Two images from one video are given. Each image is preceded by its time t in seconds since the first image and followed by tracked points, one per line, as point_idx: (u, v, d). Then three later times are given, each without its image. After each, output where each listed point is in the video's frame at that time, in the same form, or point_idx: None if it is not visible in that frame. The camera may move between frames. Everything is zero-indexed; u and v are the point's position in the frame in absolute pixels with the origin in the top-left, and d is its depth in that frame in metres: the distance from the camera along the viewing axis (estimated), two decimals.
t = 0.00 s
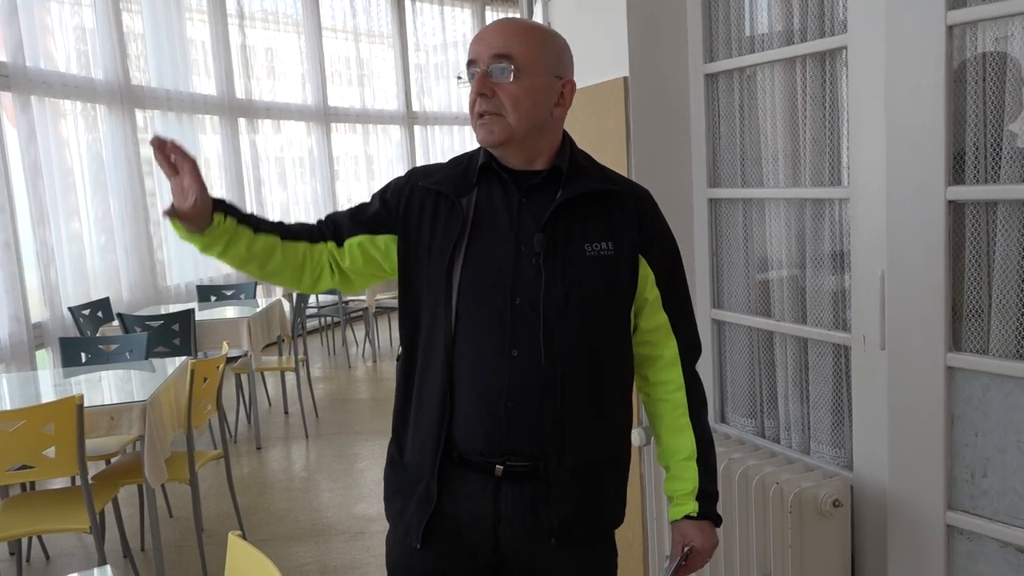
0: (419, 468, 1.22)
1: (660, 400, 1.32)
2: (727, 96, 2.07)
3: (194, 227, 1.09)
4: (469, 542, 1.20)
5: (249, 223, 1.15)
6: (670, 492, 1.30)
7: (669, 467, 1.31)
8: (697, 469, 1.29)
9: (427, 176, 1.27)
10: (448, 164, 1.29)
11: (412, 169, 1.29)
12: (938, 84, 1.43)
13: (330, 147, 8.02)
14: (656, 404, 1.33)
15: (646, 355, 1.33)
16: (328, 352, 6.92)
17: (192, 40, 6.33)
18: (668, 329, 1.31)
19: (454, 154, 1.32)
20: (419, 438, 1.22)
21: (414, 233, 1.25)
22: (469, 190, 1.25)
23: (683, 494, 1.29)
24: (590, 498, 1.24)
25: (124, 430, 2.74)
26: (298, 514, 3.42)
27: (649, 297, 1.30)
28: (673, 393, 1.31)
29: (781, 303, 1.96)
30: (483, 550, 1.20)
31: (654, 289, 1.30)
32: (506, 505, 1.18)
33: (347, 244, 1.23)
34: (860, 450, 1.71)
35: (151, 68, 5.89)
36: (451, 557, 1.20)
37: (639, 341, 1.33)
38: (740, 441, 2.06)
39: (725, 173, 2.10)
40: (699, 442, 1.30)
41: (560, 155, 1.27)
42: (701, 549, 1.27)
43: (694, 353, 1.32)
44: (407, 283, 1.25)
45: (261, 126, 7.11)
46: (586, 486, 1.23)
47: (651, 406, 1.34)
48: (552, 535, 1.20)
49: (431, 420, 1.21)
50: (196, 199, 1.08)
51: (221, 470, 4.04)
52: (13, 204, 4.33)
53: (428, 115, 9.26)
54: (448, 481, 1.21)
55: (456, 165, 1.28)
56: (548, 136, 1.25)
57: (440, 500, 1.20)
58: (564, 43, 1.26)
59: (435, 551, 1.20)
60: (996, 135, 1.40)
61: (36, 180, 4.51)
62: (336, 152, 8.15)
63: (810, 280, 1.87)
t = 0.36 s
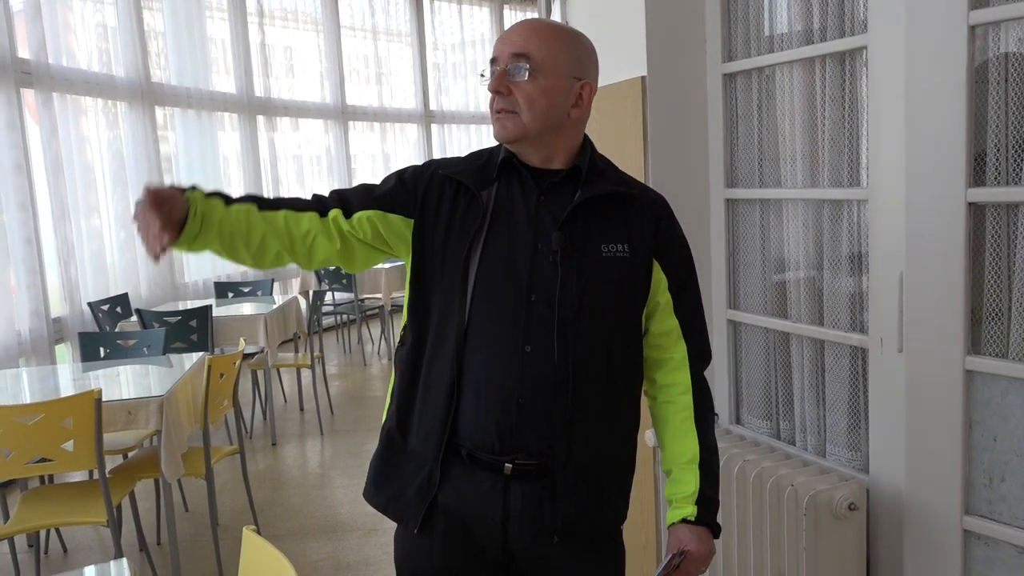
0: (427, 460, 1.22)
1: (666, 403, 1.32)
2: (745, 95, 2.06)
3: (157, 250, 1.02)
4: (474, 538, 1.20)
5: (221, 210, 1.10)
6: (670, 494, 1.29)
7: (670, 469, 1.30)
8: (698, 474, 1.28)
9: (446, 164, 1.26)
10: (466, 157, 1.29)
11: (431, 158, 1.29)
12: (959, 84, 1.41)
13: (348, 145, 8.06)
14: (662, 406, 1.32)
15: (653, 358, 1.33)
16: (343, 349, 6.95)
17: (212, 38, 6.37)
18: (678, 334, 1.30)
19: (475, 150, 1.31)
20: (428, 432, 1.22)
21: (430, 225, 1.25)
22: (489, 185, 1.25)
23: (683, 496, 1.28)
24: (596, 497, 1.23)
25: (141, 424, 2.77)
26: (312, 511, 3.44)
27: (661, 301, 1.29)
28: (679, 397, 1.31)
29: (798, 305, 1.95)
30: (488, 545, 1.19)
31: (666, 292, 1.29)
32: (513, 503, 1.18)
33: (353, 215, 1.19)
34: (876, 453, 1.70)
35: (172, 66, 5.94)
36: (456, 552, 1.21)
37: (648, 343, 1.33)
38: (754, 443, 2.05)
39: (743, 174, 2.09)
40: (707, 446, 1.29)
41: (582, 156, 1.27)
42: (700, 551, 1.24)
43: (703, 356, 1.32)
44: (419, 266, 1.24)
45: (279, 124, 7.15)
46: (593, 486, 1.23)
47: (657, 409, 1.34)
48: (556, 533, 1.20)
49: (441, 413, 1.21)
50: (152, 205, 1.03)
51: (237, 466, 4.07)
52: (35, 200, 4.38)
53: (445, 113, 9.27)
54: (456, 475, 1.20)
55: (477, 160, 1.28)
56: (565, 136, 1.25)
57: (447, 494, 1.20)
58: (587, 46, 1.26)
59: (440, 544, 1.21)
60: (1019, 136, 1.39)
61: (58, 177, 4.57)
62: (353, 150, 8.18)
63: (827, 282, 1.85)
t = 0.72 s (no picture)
0: (431, 467, 1.22)
1: (671, 401, 1.32)
2: (749, 99, 2.06)
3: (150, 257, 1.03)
4: (480, 540, 1.20)
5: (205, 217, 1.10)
6: (681, 492, 1.30)
7: (680, 465, 1.31)
8: (706, 471, 1.29)
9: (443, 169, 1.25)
10: (461, 162, 1.28)
11: (427, 163, 1.28)
12: (964, 88, 1.41)
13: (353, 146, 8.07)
14: (668, 405, 1.32)
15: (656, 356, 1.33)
16: (347, 351, 6.95)
17: (218, 40, 6.39)
18: (679, 332, 1.31)
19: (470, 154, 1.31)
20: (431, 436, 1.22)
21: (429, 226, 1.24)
22: (485, 190, 1.24)
23: (694, 494, 1.29)
24: (600, 500, 1.24)
25: (145, 424, 2.78)
26: (315, 512, 3.44)
27: (663, 299, 1.29)
28: (684, 395, 1.31)
29: (801, 308, 1.95)
30: (495, 547, 1.20)
31: (668, 290, 1.29)
32: (519, 506, 1.18)
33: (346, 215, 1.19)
34: (878, 458, 1.70)
35: (177, 67, 5.96)
36: (463, 557, 1.20)
37: (650, 342, 1.33)
38: (757, 446, 2.05)
39: (746, 177, 2.09)
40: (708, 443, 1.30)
41: (576, 157, 1.27)
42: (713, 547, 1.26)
43: (704, 354, 1.32)
44: (419, 271, 1.23)
45: (284, 125, 7.17)
46: (598, 488, 1.23)
47: (663, 407, 1.34)
48: (568, 536, 1.20)
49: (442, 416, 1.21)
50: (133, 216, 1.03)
51: (239, 467, 4.07)
52: (41, 200, 4.40)
53: (450, 115, 9.27)
54: (459, 477, 1.21)
55: (472, 165, 1.27)
56: (558, 138, 1.25)
57: (451, 498, 1.20)
58: (578, 48, 1.26)
59: (445, 549, 1.20)
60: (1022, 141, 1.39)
61: (63, 177, 4.58)
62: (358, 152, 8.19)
63: (830, 285, 1.85)
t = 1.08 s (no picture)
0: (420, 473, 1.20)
1: (658, 405, 1.33)
2: (743, 105, 2.07)
3: None
4: (470, 543, 1.19)
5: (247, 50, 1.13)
6: (665, 496, 1.31)
7: (664, 469, 1.32)
8: (690, 473, 1.29)
9: (438, 162, 1.26)
10: (454, 155, 1.28)
11: (417, 148, 1.28)
12: (956, 96, 1.42)
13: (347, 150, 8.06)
14: (655, 409, 1.34)
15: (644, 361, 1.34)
16: (339, 354, 6.94)
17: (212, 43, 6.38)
18: (668, 337, 1.32)
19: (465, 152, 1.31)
20: (419, 436, 1.21)
21: (422, 226, 1.24)
22: (480, 185, 1.24)
23: (678, 498, 1.29)
24: (589, 504, 1.24)
25: (137, 427, 2.77)
26: (307, 516, 3.43)
27: (652, 304, 1.30)
28: (671, 399, 1.32)
29: (794, 314, 1.96)
30: (486, 550, 1.19)
31: (656, 295, 1.30)
32: (510, 510, 1.18)
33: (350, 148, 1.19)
34: (869, 463, 1.71)
35: (172, 70, 5.95)
36: (453, 561, 1.20)
37: (639, 346, 1.34)
38: (750, 451, 2.05)
39: (740, 183, 2.10)
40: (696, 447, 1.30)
41: (568, 162, 1.27)
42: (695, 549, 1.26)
43: (693, 358, 1.33)
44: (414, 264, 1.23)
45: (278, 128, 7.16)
46: (587, 492, 1.23)
47: (650, 412, 1.35)
48: (556, 540, 1.21)
49: (432, 418, 1.20)
50: None
51: (231, 470, 4.06)
52: (33, 202, 4.38)
53: (444, 120, 9.28)
54: (449, 480, 1.20)
55: (466, 162, 1.27)
56: (552, 144, 1.26)
57: (441, 501, 1.19)
58: (566, 51, 1.26)
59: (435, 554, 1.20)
60: (1013, 148, 1.40)
61: (56, 178, 4.57)
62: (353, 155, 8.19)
63: (823, 291, 1.86)
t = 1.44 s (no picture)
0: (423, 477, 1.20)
1: (658, 407, 1.33)
2: (741, 107, 2.07)
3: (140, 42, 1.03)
4: (473, 546, 1.20)
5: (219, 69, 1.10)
6: (662, 497, 1.31)
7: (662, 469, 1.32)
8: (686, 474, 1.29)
9: (441, 164, 1.25)
10: (454, 157, 1.28)
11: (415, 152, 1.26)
12: (953, 98, 1.43)
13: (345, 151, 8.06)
14: (653, 410, 1.34)
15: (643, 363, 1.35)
16: (337, 356, 6.94)
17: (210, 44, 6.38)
18: (667, 340, 1.32)
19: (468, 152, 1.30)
20: (423, 442, 1.21)
21: (425, 231, 1.24)
22: (483, 190, 1.24)
23: (675, 499, 1.29)
24: (591, 506, 1.24)
25: (135, 429, 2.77)
26: (305, 517, 3.43)
27: (652, 306, 1.30)
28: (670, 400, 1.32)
29: (792, 315, 1.96)
30: (490, 551, 1.20)
31: (656, 299, 1.30)
32: (513, 511, 1.19)
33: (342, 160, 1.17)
34: (868, 463, 1.71)
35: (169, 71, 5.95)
36: (456, 562, 1.20)
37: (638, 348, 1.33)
38: (748, 452, 2.06)
39: (738, 185, 2.10)
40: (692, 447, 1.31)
41: (571, 166, 1.28)
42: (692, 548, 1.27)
43: (690, 359, 1.34)
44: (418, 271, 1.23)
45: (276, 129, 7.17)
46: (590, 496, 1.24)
47: (648, 413, 1.35)
48: (562, 542, 1.22)
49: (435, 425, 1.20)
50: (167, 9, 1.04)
51: (229, 472, 4.06)
52: (31, 204, 4.38)
53: (442, 121, 9.28)
54: (450, 481, 1.20)
55: (466, 163, 1.26)
56: (557, 148, 1.26)
57: (443, 502, 1.20)
58: (571, 54, 1.26)
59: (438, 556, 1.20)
60: (1010, 150, 1.40)
61: (53, 179, 4.57)
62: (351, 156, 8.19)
63: (822, 293, 1.86)
